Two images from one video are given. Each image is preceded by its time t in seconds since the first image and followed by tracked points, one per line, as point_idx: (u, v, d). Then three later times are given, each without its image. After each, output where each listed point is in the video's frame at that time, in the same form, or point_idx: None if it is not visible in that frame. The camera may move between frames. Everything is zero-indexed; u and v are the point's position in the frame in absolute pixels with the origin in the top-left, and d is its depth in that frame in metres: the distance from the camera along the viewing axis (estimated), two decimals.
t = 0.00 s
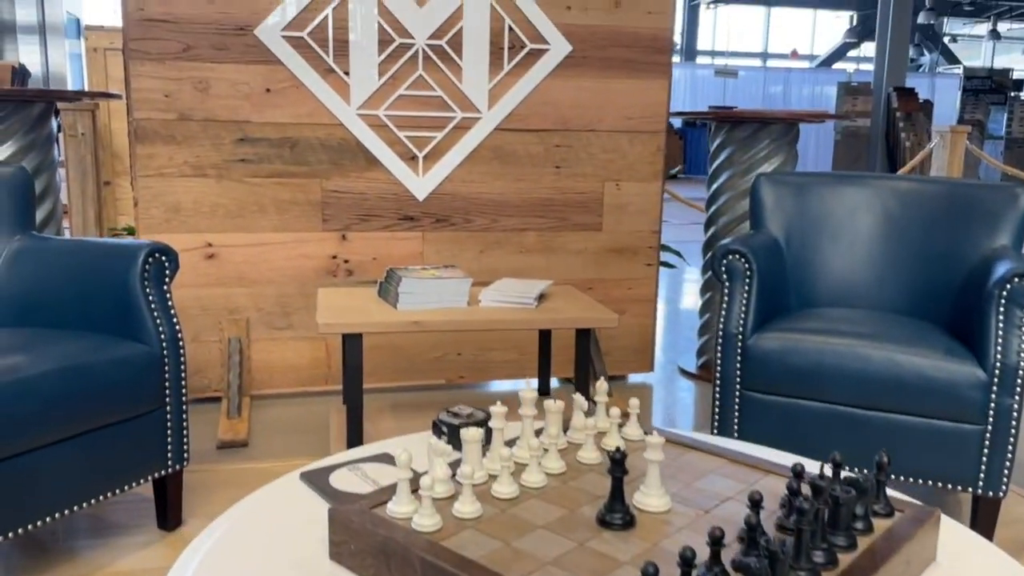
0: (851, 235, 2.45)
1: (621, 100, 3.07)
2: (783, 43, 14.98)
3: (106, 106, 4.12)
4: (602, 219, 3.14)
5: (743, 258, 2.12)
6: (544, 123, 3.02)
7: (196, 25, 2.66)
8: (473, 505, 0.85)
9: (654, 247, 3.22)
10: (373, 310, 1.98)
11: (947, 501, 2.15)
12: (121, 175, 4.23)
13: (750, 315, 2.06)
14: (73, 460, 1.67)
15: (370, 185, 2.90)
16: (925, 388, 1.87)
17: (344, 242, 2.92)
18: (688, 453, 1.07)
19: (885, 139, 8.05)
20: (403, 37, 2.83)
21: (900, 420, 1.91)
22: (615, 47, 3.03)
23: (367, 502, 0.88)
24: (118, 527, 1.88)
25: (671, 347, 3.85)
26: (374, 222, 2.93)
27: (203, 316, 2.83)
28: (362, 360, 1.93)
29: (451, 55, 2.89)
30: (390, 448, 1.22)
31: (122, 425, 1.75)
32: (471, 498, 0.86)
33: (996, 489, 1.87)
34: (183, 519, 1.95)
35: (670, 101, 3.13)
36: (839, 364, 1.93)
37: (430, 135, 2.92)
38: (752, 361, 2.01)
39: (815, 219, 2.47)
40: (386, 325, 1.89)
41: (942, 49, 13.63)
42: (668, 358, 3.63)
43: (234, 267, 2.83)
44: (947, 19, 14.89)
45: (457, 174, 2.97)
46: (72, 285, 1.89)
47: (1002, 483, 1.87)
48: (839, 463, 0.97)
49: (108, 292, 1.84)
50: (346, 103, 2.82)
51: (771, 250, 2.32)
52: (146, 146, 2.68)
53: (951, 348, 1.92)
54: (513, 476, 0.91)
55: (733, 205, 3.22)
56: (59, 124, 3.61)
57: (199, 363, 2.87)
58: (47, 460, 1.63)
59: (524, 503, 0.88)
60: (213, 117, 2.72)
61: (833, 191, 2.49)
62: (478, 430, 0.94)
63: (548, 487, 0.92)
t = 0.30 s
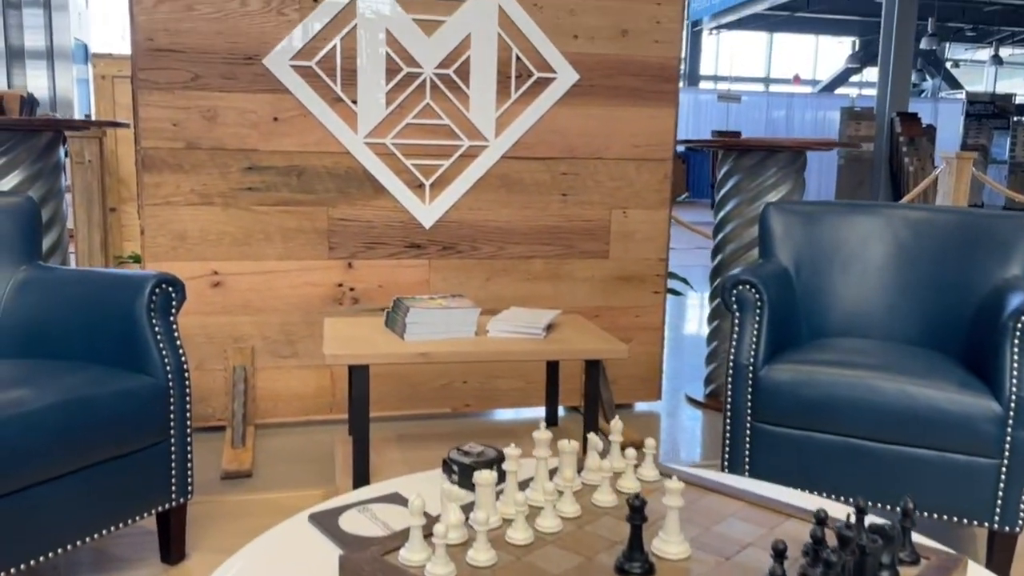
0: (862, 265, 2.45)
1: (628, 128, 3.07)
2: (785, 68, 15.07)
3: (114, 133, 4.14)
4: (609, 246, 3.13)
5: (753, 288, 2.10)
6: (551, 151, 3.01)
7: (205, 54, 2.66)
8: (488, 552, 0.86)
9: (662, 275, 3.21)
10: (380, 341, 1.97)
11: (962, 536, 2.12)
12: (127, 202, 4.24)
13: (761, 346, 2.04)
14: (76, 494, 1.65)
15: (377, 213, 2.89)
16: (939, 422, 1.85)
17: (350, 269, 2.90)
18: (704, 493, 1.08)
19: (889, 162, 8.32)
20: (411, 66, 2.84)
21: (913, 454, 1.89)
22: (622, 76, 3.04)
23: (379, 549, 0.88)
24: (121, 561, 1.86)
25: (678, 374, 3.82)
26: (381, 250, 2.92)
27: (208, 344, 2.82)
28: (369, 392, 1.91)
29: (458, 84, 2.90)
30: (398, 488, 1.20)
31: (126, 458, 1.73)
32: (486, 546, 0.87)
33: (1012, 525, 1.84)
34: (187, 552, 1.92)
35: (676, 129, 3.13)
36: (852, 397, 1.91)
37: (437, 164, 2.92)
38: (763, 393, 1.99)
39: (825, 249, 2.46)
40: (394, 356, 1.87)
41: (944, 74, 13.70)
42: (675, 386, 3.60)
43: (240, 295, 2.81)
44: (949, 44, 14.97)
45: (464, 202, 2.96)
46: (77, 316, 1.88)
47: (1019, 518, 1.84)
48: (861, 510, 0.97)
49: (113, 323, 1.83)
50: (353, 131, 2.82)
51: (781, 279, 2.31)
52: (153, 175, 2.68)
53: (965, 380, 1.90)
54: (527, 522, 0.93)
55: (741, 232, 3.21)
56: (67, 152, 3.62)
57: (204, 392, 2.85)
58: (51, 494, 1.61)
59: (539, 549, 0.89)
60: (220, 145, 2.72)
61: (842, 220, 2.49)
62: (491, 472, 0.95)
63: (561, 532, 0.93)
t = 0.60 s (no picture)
0: (870, 292, 2.43)
1: (633, 154, 3.07)
2: (787, 92, 15.14)
3: (119, 158, 4.14)
4: (615, 272, 3.11)
5: (762, 316, 2.08)
6: (556, 177, 3.01)
7: (211, 81, 2.67)
8: None
9: (668, 300, 3.19)
10: (386, 370, 1.95)
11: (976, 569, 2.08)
12: (132, 227, 4.23)
13: (771, 375, 2.02)
14: (78, 525, 1.62)
15: (382, 239, 2.89)
16: (952, 452, 1.82)
17: (354, 295, 2.89)
18: (716, 533, 1.11)
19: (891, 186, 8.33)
20: (417, 92, 2.85)
21: (927, 485, 1.86)
22: (627, 102, 3.04)
23: None
24: None
25: (684, 400, 3.79)
26: (386, 275, 2.91)
27: (212, 370, 2.80)
28: (374, 421, 1.89)
29: (464, 110, 2.90)
30: (407, 526, 1.19)
31: (129, 489, 1.71)
32: None
33: None
34: None
35: (682, 155, 3.12)
36: (863, 426, 1.89)
37: (442, 190, 2.92)
38: (773, 422, 1.97)
39: (833, 276, 2.45)
40: (400, 386, 1.86)
41: (945, 97, 13.76)
42: (681, 412, 3.57)
43: (245, 321, 2.80)
44: (949, 67, 15.05)
45: (470, 228, 2.96)
46: (80, 344, 1.86)
47: None
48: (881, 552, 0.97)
49: (117, 352, 1.82)
50: (359, 157, 2.82)
51: (790, 307, 2.29)
52: (158, 202, 2.68)
53: (978, 410, 1.88)
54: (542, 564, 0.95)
55: (747, 258, 3.20)
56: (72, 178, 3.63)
57: (207, 419, 2.83)
58: (53, 526, 1.58)
59: None
60: (226, 172, 2.72)
61: (850, 246, 2.48)
62: (502, 512, 0.98)
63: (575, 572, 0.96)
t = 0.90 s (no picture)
0: (878, 317, 2.42)
1: (638, 178, 3.07)
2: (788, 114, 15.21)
3: (124, 183, 4.14)
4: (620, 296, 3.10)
5: (770, 342, 2.07)
6: (561, 201, 3.00)
7: (218, 106, 2.67)
8: None
9: (673, 325, 3.17)
10: (391, 397, 1.93)
11: None
12: (136, 251, 4.23)
13: (780, 403, 2.00)
14: (79, 556, 1.60)
15: (386, 264, 2.88)
16: (965, 481, 1.80)
17: (359, 320, 2.88)
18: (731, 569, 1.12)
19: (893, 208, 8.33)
20: (422, 117, 2.85)
21: (940, 514, 1.84)
22: (632, 126, 3.04)
23: None
24: None
25: (689, 425, 3.77)
26: (390, 300, 2.90)
27: (215, 396, 2.78)
28: (379, 449, 1.87)
29: (469, 135, 2.90)
30: (417, 560, 1.19)
31: (131, 518, 1.69)
32: None
33: None
34: None
35: (687, 179, 3.12)
36: (875, 454, 1.87)
37: (448, 214, 2.92)
38: (783, 450, 1.95)
39: (841, 300, 2.44)
40: (406, 413, 1.84)
41: (945, 120, 13.82)
42: (687, 438, 3.55)
43: (248, 346, 2.79)
44: (949, 90, 15.13)
45: (475, 252, 2.95)
46: (84, 371, 1.85)
47: None
48: None
49: (120, 378, 1.80)
50: (364, 182, 2.82)
51: (798, 332, 2.28)
52: (163, 227, 2.67)
53: (992, 439, 1.85)
54: None
55: (753, 282, 3.19)
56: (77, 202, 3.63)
57: (210, 445, 2.80)
58: (54, 557, 1.56)
59: None
60: (231, 197, 2.72)
61: (857, 271, 2.46)
62: (516, 548, 0.99)
63: None
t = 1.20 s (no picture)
0: (888, 340, 2.40)
1: (644, 199, 3.06)
2: (789, 134, 15.25)
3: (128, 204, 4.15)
4: (626, 318, 3.08)
5: (780, 366, 2.05)
6: (566, 223, 3.00)
7: (224, 129, 2.67)
8: None
9: (680, 347, 3.15)
10: (398, 422, 1.91)
11: None
12: (139, 272, 4.23)
13: (791, 428, 1.98)
14: None
15: (392, 286, 2.86)
16: (980, 508, 1.77)
17: (363, 342, 2.86)
18: None
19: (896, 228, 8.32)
20: (428, 139, 2.85)
21: (955, 541, 1.81)
22: (638, 148, 3.03)
23: None
24: None
25: (696, 448, 3.74)
26: (395, 322, 2.88)
27: (219, 419, 2.76)
28: (386, 475, 1.85)
29: (475, 157, 2.90)
30: None
31: (136, 545, 1.67)
32: None
33: None
34: None
35: (693, 201, 3.11)
36: (888, 480, 1.84)
37: (453, 236, 2.91)
38: (794, 475, 1.93)
39: (850, 323, 2.42)
40: (413, 439, 1.82)
41: (946, 139, 13.86)
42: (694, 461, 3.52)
43: (253, 369, 2.77)
44: (948, 110, 15.18)
45: (480, 274, 2.94)
46: (86, 397, 1.83)
47: None
48: None
49: (124, 403, 1.79)
50: (369, 204, 2.81)
51: (807, 355, 2.26)
52: (168, 249, 2.66)
53: (1006, 465, 1.83)
54: None
55: (759, 304, 3.17)
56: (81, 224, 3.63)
57: (213, 470, 2.78)
58: None
59: None
60: (236, 219, 2.71)
61: (866, 294, 2.45)
62: None
63: None
